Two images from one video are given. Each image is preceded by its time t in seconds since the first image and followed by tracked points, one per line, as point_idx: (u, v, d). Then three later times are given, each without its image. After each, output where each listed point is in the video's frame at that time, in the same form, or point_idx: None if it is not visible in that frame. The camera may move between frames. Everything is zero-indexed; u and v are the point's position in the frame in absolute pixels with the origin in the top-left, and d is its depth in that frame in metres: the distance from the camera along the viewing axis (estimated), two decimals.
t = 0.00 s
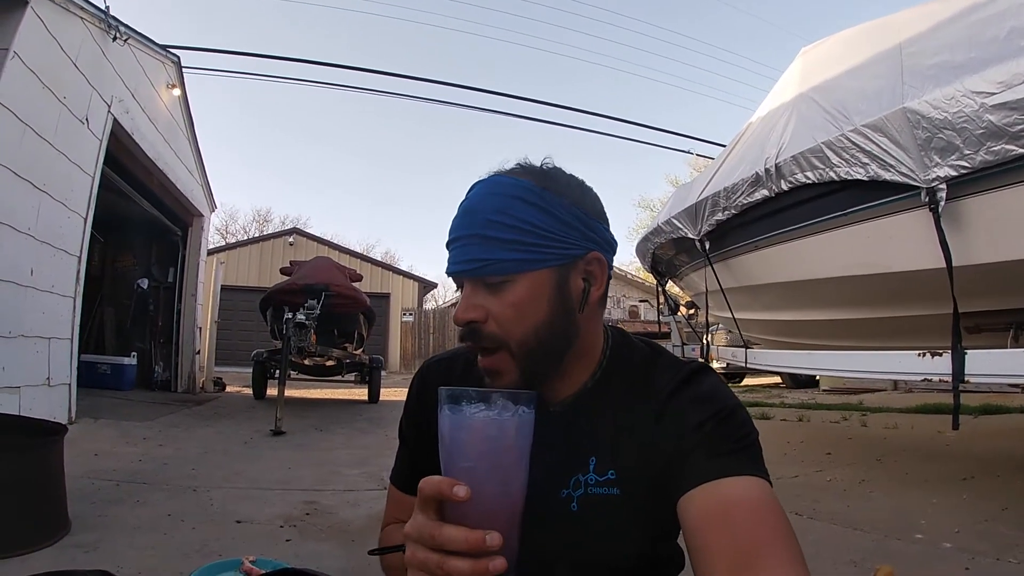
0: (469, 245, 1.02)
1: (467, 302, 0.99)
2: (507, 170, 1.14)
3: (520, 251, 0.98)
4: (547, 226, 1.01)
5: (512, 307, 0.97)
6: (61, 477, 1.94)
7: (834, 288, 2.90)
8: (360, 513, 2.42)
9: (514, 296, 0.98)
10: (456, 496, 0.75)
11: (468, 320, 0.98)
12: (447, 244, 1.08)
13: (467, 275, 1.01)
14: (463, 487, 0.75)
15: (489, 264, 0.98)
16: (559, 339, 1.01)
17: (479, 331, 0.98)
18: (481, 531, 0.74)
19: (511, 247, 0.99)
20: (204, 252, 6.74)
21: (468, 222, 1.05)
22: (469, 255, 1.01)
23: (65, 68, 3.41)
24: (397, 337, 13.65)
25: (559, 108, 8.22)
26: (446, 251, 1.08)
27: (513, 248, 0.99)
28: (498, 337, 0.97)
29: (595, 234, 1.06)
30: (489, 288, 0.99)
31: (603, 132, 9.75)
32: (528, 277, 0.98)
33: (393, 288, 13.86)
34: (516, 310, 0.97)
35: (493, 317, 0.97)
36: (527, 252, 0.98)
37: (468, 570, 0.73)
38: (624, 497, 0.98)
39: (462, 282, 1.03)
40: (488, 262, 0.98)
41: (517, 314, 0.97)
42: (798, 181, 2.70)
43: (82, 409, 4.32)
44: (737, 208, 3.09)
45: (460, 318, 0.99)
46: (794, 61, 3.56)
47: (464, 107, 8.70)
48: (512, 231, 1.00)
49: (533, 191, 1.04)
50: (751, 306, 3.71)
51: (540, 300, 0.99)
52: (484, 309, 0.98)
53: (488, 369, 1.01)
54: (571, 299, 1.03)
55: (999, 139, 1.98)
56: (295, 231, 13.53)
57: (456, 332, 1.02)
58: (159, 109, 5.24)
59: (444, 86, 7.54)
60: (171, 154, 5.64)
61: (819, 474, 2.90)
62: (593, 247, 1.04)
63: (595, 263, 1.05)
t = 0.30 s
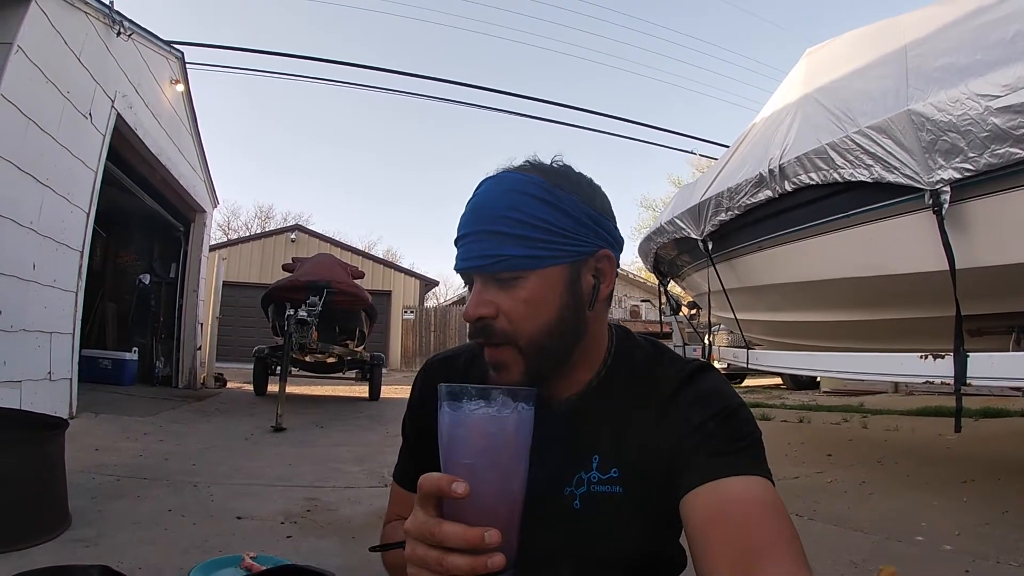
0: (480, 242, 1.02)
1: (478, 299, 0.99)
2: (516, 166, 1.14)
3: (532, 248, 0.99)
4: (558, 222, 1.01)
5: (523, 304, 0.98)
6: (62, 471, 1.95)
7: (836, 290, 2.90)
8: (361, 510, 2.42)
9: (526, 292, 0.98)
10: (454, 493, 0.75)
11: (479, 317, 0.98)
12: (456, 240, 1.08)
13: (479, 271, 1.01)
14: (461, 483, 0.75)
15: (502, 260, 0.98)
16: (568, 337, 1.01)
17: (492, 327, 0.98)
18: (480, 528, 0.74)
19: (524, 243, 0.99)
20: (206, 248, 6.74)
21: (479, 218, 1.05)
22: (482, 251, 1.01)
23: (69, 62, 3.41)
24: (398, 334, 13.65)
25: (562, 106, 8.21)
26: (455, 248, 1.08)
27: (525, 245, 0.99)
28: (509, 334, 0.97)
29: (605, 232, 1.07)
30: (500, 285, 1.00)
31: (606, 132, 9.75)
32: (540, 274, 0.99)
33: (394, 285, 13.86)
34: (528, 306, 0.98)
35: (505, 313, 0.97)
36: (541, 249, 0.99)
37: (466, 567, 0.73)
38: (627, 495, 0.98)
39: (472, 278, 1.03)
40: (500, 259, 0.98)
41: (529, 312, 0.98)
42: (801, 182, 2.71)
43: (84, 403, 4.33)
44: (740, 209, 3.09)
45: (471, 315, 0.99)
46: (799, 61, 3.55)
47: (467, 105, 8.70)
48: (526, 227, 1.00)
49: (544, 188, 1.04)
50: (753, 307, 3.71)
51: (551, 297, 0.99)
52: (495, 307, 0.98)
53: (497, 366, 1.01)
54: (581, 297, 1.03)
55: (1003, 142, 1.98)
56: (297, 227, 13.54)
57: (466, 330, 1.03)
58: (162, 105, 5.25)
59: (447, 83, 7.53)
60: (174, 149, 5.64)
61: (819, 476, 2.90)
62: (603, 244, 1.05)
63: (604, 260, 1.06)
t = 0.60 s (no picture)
0: (503, 234, 1.02)
1: (500, 292, 0.99)
2: (536, 163, 1.14)
3: (556, 242, 0.99)
4: (582, 218, 1.01)
5: (544, 298, 0.97)
6: (61, 470, 1.95)
7: (836, 291, 2.90)
8: (360, 510, 2.41)
9: (549, 287, 0.98)
10: (459, 484, 0.74)
11: (499, 309, 0.97)
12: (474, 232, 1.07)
13: (502, 264, 1.00)
14: (467, 474, 0.75)
15: (528, 253, 0.98)
16: (586, 333, 1.01)
17: (515, 321, 0.97)
18: (484, 520, 0.74)
19: (550, 237, 0.99)
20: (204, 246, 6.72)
21: (502, 211, 1.04)
22: (506, 243, 1.00)
23: (69, 59, 3.40)
24: (396, 334, 13.64)
25: (561, 106, 8.22)
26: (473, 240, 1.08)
27: (550, 238, 0.99)
28: (529, 327, 0.97)
29: (624, 230, 1.08)
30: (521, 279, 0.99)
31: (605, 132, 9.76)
32: (564, 269, 0.99)
33: (393, 284, 13.86)
34: (551, 301, 0.98)
35: (529, 308, 0.97)
36: (567, 243, 0.99)
37: (468, 560, 0.73)
38: (633, 495, 0.98)
39: (494, 271, 1.02)
40: (523, 251, 0.98)
41: (549, 306, 0.97)
42: (802, 183, 2.71)
43: (81, 401, 4.32)
44: (740, 209, 3.10)
45: (490, 307, 0.98)
46: (799, 63, 3.55)
47: (466, 104, 8.69)
48: (551, 221, 1.00)
49: (569, 185, 1.05)
50: (752, 308, 3.72)
51: (573, 292, 1.00)
52: (515, 299, 0.97)
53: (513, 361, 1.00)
54: (600, 294, 1.04)
55: (1005, 144, 1.98)
56: (295, 226, 13.52)
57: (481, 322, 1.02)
58: (162, 102, 5.24)
59: (447, 83, 7.52)
60: (173, 147, 5.62)
61: (818, 477, 2.91)
62: (623, 242, 1.06)
63: (623, 259, 1.07)
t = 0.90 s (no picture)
0: (537, 221, 1.04)
1: (534, 278, 1.01)
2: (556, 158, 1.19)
3: (592, 234, 1.03)
4: (612, 211, 1.07)
5: (575, 289, 1.01)
6: (55, 465, 1.94)
7: (833, 291, 2.90)
8: (355, 506, 2.41)
9: (582, 276, 1.02)
10: (467, 451, 0.74)
11: (532, 297, 0.99)
12: (501, 217, 1.09)
13: (537, 250, 1.03)
14: (474, 441, 0.75)
15: (567, 240, 1.02)
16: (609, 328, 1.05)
17: (550, 306, 0.99)
18: (494, 490, 0.74)
19: (586, 226, 1.03)
20: (201, 241, 6.70)
21: (534, 198, 1.07)
22: (543, 229, 1.03)
23: (66, 52, 3.37)
24: (392, 330, 13.61)
25: (559, 103, 8.20)
26: (498, 227, 1.09)
27: (586, 230, 1.03)
28: (562, 317, 0.99)
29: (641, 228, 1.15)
30: (552, 269, 1.03)
31: (602, 130, 9.74)
32: (597, 258, 1.03)
33: (389, 280, 13.82)
34: (582, 289, 1.01)
35: (562, 294, 1.00)
36: (600, 233, 1.04)
37: (479, 531, 0.73)
38: (633, 493, 0.98)
39: (525, 257, 1.05)
40: (561, 240, 1.02)
41: (580, 297, 1.01)
42: (799, 183, 2.71)
43: (75, 395, 4.30)
44: (737, 209, 3.10)
45: (522, 294, 1.00)
46: (798, 62, 3.55)
47: (465, 101, 8.66)
48: (586, 210, 1.05)
49: (596, 180, 1.10)
50: (749, 307, 3.72)
51: (603, 282, 1.04)
52: (548, 289, 1.00)
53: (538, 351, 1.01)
54: (620, 289, 1.09)
55: (1002, 146, 1.98)
56: (292, 221, 13.47)
57: (507, 310, 1.03)
58: (159, 96, 5.21)
59: (445, 79, 7.49)
60: (170, 141, 5.59)
61: (812, 476, 2.92)
62: (642, 239, 1.13)
63: (639, 258, 1.13)
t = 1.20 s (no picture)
0: (548, 220, 1.04)
1: (546, 279, 1.01)
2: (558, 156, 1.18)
3: (603, 234, 1.04)
4: (620, 212, 1.08)
5: (587, 289, 1.01)
6: (54, 467, 1.93)
7: (830, 289, 2.91)
8: (354, 506, 2.41)
9: (593, 276, 1.03)
10: (487, 432, 0.74)
11: (547, 297, 0.99)
12: (508, 216, 1.08)
13: (548, 250, 1.03)
14: (494, 423, 0.75)
15: (579, 240, 1.02)
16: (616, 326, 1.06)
17: (563, 306, 1.00)
18: (513, 471, 0.74)
19: (596, 226, 1.04)
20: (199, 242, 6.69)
21: (543, 197, 1.07)
22: (556, 229, 1.03)
23: (63, 55, 3.37)
24: (391, 330, 13.61)
25: (556, 102, 8.19)
26: (505, 225, 1.08)
27: (597, 229, 1.03)
28: (576, 317, 1.00)
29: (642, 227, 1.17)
30: (564, 268, 1.03)
31: (600, 129, 9.74)
32: (607, 259, 1.04)
33: (387, 280, 13.81)
34: (594, 289, 1.02)
35: (575, 295, 1.00)
36: (610, 234, 1.05)
37: (498, 512, 0.73)
38: (631, 490, 0.98)
39: (535, 257, 1.04)
40: (574, 240, 1.02)
41: (593, 297, 1.02)
42: (795, 181, 2.72)
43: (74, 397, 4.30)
44: (734, 207, 3.10)
45: (537, 294, 0.99)
46: (794, 60, 3.56)
47: (462, 101, 8.66)
48: (596, 210, 1.05)
49: (602, 180, 1.11)
50: (747, 305, 3.72)
51: (612, 282, 1.05)
52: (562, 289, 1.01)
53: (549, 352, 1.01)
54: (626, 288, 1.10)
55: (998, 143, 1.98)
56: (290, 222, 13.46)
57: (519, 310, 1.02)
58: (156, 98, 5.21)
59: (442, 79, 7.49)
60: (167, 143, 5.58)
61: (811, 473, 2.92)
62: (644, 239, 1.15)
63: (640, 258, 1.15)
